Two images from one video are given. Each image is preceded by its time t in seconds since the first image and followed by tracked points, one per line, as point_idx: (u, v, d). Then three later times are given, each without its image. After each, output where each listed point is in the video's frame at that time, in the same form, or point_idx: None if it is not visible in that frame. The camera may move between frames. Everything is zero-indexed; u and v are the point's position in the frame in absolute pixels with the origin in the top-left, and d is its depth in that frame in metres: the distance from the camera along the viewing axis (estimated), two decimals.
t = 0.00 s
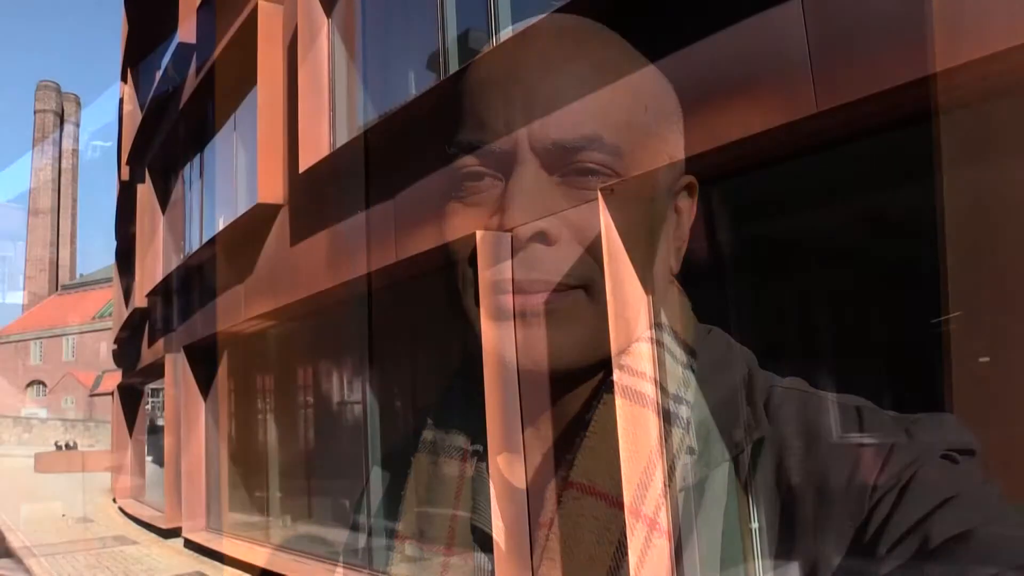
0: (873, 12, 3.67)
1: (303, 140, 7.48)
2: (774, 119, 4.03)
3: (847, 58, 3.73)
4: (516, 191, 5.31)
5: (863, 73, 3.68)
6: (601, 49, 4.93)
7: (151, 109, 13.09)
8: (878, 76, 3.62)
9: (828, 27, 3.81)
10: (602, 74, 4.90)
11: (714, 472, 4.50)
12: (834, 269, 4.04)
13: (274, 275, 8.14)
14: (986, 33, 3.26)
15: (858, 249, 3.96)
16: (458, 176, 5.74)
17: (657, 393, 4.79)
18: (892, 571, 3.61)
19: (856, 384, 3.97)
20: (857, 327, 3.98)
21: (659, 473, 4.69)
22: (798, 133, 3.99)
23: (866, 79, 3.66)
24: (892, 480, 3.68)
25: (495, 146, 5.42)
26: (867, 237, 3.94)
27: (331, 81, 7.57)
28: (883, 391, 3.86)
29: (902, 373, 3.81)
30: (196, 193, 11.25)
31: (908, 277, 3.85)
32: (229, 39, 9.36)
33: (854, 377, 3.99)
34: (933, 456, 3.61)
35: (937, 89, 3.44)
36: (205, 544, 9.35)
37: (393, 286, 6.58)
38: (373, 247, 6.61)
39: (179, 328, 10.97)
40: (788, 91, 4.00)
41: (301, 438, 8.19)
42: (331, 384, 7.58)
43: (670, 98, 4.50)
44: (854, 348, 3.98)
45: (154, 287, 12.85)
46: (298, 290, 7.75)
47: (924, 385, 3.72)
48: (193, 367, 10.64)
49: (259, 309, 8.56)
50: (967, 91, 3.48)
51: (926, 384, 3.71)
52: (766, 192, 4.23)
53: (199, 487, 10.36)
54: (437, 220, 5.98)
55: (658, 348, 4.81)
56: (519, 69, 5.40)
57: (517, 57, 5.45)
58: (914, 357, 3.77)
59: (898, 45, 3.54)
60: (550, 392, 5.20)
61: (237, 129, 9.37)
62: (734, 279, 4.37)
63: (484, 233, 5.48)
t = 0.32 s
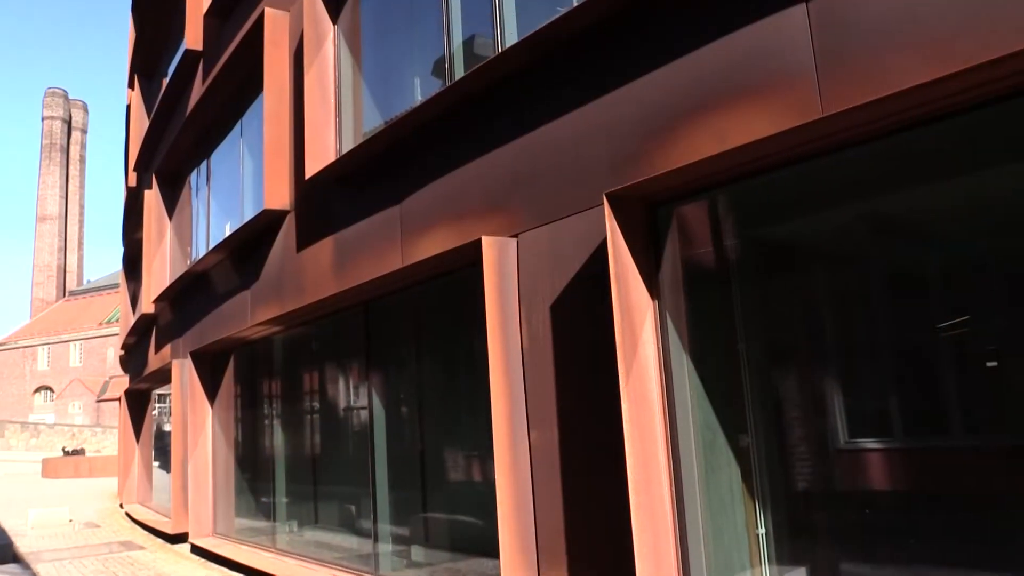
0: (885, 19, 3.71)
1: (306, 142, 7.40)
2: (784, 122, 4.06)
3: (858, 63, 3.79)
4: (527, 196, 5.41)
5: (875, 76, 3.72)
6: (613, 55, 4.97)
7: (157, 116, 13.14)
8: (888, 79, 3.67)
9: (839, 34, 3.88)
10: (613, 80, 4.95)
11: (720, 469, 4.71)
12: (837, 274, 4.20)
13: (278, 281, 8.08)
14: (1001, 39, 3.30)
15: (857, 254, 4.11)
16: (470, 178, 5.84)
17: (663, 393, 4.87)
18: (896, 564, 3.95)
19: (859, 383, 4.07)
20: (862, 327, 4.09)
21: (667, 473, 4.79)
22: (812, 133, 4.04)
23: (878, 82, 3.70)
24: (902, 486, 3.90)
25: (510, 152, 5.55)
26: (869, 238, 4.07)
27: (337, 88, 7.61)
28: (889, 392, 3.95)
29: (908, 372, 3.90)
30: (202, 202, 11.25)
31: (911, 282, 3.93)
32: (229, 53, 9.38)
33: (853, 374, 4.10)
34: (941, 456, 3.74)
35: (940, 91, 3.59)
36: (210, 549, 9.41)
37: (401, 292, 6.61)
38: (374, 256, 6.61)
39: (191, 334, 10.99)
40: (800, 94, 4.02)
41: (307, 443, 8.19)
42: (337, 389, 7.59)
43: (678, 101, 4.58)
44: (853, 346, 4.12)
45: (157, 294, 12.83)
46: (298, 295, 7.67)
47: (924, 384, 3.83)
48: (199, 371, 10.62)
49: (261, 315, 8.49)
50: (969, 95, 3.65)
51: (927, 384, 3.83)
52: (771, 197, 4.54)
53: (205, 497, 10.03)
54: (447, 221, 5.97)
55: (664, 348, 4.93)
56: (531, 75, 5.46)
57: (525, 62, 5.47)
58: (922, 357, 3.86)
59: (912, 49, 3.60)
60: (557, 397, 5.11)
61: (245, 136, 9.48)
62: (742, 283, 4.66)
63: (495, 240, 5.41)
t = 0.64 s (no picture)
0: (894, 37, 3.72)
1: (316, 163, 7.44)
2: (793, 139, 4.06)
3: (867, 81, 3.81)
4: (536, 215, 5.41)
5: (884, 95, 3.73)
6: (622, 75, 5.00)
7: (169, 137, 13.27)
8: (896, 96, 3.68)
9: (848, 53, 3.90)
10: (622, 99, 4.97)
11: (731, 489, 4.69)
12: (847, 292, 4.17)
13: (288, 300, 8.11)
14: (1010, 56, 3.30)
15: (867, 273, 4.09)
16: (480, 197, 5.85)
17: (673, 411, 4.87)
18: None
19: (870, 402, 4.03)
20: (873, 345, 4.06)
21: (678, 494, 4.78)
22: (820, 151, 4.04)
23: (887, 99, 3.71)
24: (915, 506, 3.84)
25: (519, 171, 5.57)
26: (878, 256, 4.06)
27: (347, 107, 7.68)
28: (901, 411, 3.91)
29: (921, 393, 3.86)
30: (213, 221, 11.32)
31: (922, 300, 3.90)
32: (240, 75, 9.49)
33: (863, 393, 4.07)
34: (953, 476, 3.70)
35: (948, 108, 3.60)
36: (221, 569, 9.42)
37: (413, 312, 6.63)
38: (384, 275, 6.63)
39: (202, 354, 11.03)
40: (809, 113, 4.03)
41: (316, 463, 8.19)
42: (347, 409, 7.59)
43: (685, 120, 4.61)
44: (865, 365, 4.08)
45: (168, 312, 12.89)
46: (308, 315, 7.70)
47: (938, 404, 3.80)
48: (208, 391, 10.64)
49: (270, 334, 8.51)
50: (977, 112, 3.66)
51: (941, 403, 3.79)
52: (780, 215, 4.55)
53: (216, 516, 10.02)
54: (457, 241, 5.98)
55: (674, 368, 4.94)
56: (540, 95, 5.49)
57: (534, 82, 5.50)
58: (936, 376, 3.82)
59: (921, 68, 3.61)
60: (566, 417, 5.09)
61: (255, 157, 9.58)
62: (751, 302, 4.64)
63: (505, 259, 5.40)
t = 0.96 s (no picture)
0: (895, 71, 3.76)
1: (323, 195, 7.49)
2: (797, 171, 4.08)
3: (869, 115, 3.84)
4: (541, 247, 5.43)
5: (886, 128, 3.76)
6: (625, 108, 5.04)
7: (176, 170, 13.41)
8: (899, 130, 3.71)
9: (850, 86, 3.94)
10: (625, 132, 5.00)
11: (737, 521, 4.65)
12: (852, 324, 4.15)
13: (292, 331, 8.12)
14: (1011, 88, 3.32)
15: (871, 304, 4.07)
16: (484, 229, 5.88)
17: (679, 445, 4.89)
18: None
19: (877, 434, 3.98)
20: (878, 376, 4.01)
21: (684, 527, 4.79)
22: (823, 183, 4.05)
23: (889, 132, 3.74)
24: (924, 540, 3.77)
25: (523, 204, 5.60)
26: (882, 287, 4.04)
27: (352, 139, 7.74)
28: (909, 442, 3.85)
29: (928, 425, 3.81)
30: (219, 253, 11.38)
31: (927, 331, 3.86)
32: (248, 109, 9.60)
33: (870, 425, 4.01)
34: (962, 509, 3.65)
35: (951, 140, 3.61)
36: None
37: (417, 344, 6.64)
38: (388, 307, 6.64)
39: (206, 385, 11.03)
40: (812, 146, 4.05)
41: (319, 497, 8.13)
42: (350, 440, 7.56)
43: (688, 153, 4.64)
44: (870, 397, 4.03)
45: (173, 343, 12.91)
46: (313, 345, 7.71)
47: (945, 436, 3.75)
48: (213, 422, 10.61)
49: (274, 366, 8.50)
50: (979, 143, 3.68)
51: (949, 434, 3.74)
52: (786, 246, 4.56)
53: (217, 549, 9.92)
54: (462, 273, 5.99)
55: (679, 402, 4.94)
56: (544, 128, 5.53)
57: (538, 115, 5.55)
58: (942, 408, 3.77)
59: (924, 100, 3.63)
60: (571, 448, 5.07)
61: (261, 189, 9.65)
62: (756, 333, 4.62)
63: (509, 291, 5.41)
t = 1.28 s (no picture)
0: (890, 113, 3.80)
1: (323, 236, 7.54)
2: (795, 210, 4.10)
3: (866, 155, 3.87)
4: (539, 288, 5.44)
5: (883, 169, 3.78)
6: (623, 149, 5.09)
7: (176, 210, 13.50)
8: (896, 170, 3.73)
9: (846, 128, 3.98)
10: (623, 173, 5.04)
11: (740, 564, 4.57)
12: (851, 363, 4.14)
13: (291, 370, 8.10)
14: (1006, 129, 3.35)
15: (870, 344, 4.06)
16: (483, 270, 5.90)
17: (679, 485, 4.87)
18: None
19: (880, 474, 3.93)
20: (879, 415, 3.98)
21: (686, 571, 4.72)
22: (820, 223, 4.07)
23: (885, 173, 3.77)
24: None
25: (522, 243, 5.62)
26: (881, 326, 4.03)
27: (352, 179, 7.79)
28: (911, 482, 3.81)
29: (931, 465, 3.76)
30: (218, 292, 11.40)
31: (928, 370, 3.83)
32: (249, 150, 9.71)
33: (873, 465, 3.97)
34: (968, 551, 3.58)
35: (948, 179, 3.64)
36: None
37: (416, 385, 6.62)
38: (387, 346, 6.62)
39: (203, 426, 10.98)
40: (809, 187, 4.08)
41: (317, 539, 8.02)
42: (348, 481, 7.50)
43: (686, 193, 4.67)
44: (872, 437, 3.99)
45: (171, 383, 12.85)
46: (311, 384, 7.67)
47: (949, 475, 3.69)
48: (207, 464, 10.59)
49: (273, 406, 8.46)
50: (975, 181, 3.72)
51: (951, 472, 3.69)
52: (785, 285, 4.57)
53: None
54: (460, 313, 6.00)
55: (679, 442, 4.92)
56: (542, 169, 5.57)
57: (536, 157, 5.60)
58: (944, 446, 3.73)
59: (920, 141, 3.67)
60: (571, 490, 5.02)
61: (261, 229, 9.71)
62: (756, 372, 4.59)
63: (508, 331, 5.41)
